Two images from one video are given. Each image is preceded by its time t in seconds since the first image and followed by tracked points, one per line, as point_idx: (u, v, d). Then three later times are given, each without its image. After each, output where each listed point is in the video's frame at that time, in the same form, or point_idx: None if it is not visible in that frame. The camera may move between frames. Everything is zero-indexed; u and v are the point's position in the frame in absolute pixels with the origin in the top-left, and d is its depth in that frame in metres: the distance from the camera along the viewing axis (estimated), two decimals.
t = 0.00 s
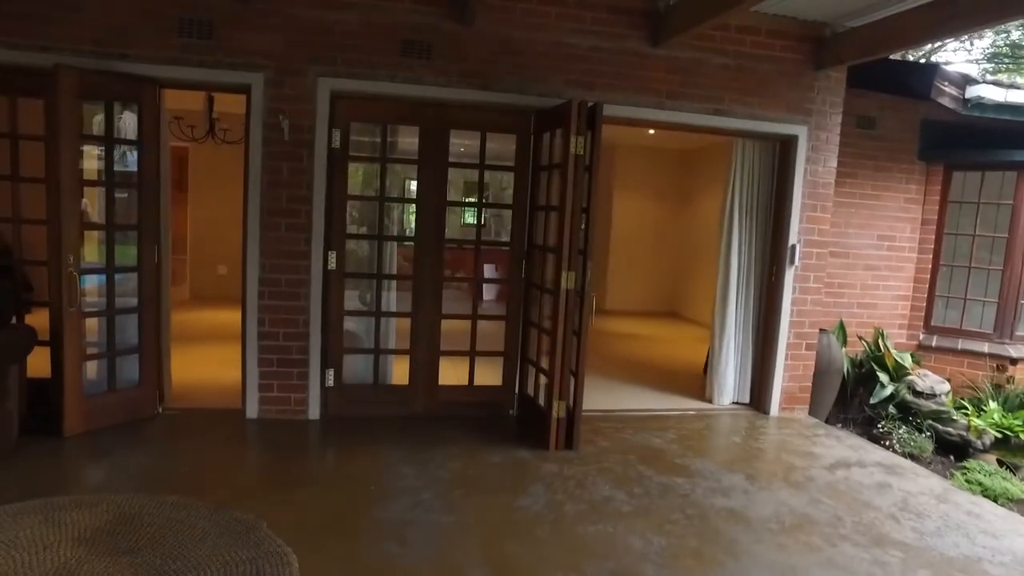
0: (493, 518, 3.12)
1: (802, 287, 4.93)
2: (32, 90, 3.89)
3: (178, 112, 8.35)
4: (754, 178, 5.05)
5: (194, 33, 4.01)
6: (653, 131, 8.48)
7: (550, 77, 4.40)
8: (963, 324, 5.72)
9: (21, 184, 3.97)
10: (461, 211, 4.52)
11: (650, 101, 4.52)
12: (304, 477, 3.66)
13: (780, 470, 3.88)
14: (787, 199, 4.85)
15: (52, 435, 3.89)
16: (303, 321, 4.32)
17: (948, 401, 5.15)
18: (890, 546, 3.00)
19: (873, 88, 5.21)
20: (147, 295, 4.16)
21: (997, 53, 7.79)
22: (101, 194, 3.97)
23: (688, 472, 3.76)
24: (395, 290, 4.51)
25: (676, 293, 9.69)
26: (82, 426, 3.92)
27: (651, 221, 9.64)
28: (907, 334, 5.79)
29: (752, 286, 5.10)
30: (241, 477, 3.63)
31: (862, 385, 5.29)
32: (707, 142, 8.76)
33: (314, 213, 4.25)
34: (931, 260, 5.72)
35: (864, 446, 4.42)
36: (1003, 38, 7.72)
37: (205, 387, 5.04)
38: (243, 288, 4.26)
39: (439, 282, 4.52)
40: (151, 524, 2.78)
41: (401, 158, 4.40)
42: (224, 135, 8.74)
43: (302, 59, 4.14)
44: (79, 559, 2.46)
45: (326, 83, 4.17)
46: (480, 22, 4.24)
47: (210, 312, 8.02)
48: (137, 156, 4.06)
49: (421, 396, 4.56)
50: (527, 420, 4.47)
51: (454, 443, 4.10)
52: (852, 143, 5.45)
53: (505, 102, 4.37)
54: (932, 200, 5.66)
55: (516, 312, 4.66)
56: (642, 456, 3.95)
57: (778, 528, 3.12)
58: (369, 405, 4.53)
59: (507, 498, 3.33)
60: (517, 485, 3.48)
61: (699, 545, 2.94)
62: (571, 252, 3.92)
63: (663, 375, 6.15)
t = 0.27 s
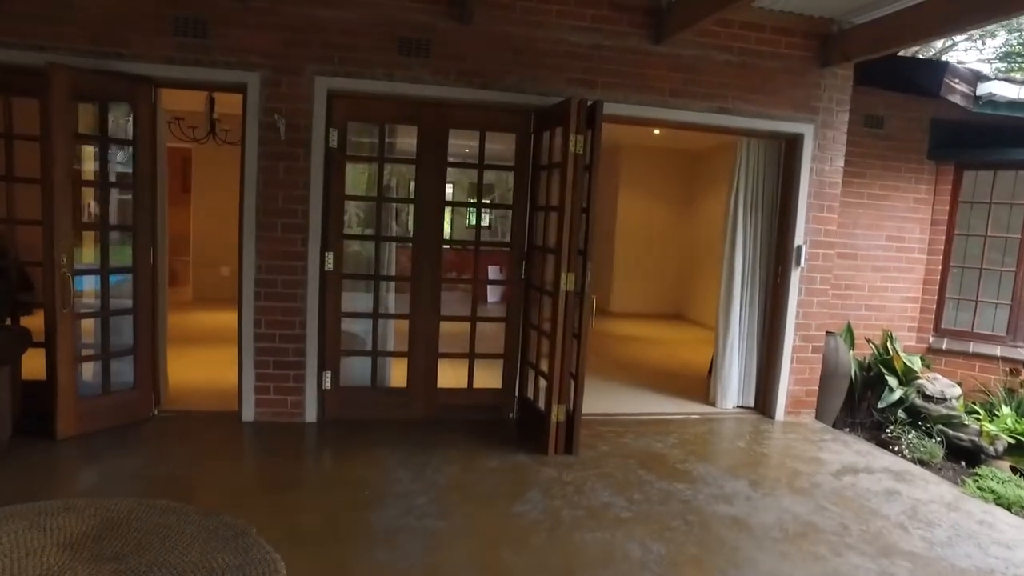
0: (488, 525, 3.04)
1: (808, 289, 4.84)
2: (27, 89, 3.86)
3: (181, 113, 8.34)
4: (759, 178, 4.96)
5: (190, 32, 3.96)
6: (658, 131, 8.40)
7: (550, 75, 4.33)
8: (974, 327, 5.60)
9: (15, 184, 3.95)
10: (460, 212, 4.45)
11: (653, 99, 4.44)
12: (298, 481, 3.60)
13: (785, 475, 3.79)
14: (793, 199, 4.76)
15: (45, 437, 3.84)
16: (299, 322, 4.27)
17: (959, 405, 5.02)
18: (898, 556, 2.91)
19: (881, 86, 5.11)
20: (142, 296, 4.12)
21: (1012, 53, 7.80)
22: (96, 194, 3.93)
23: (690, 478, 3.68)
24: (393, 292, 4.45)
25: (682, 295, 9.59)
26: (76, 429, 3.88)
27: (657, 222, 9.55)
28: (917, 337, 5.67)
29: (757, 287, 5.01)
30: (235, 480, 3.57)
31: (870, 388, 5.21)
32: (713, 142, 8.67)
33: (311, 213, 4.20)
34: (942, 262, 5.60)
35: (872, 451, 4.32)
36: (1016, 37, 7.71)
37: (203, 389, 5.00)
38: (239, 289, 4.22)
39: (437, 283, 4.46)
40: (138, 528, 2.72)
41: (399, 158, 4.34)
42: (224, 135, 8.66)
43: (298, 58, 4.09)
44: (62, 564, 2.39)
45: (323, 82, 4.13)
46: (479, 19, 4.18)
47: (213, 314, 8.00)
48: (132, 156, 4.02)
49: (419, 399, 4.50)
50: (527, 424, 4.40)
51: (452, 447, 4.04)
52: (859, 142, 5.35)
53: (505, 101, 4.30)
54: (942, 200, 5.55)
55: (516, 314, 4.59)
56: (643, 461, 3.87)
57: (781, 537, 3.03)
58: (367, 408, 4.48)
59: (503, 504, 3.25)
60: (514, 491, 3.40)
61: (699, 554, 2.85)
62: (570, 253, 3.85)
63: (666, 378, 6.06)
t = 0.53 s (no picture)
0: (482, 532, 2.96)
1: (812, 290, 4.74)
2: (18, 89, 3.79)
3: (179, 113, 8.30)
4: (763, 176, 4.86)
5: (185, 29, 3.88)
6: (662, 130, 8.31)
7: (549, 72, 4.24)
8: (984, 329, 5.48)
9: (6, 183, 3.85)
10: (457, 211, 4.38)
11: (654, 97, 4.36)
12: (289, 485, 3.52)
13: (789, 481, 3.69)
14: (798, 198, 4.67)
15: (34, 439, 3.78)
16: (294, 323, 4.21)
17: (969, 409, 4.93)
18: (906, 566, 2.81)
19: (888, 82, 5.01)
20: (135, 297, 4.05)
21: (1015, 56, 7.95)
22: (88, 193, 3.86)
23: (691, 483, 3.59)
24: (390, 292, 4.37)
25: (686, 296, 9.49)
26: (66, 432, 3.81)
27: (660, 223, 9.45)
28: (925, 339, 5.57)
29: (760, 288, 4.91)
30: (225, 483, 3.50)
31: (877, 391, 5.11)
32: (717, 141, 8.58)
33: (305, 213, 4.13)
34: (950, 262, 5.49)
35: (878, 456, 4.22)
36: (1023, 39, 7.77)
37: (198, 391, 4.95)
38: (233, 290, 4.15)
39: (434, 284, 4.38)
40: (120, 534, 2.65)
41: (395, 157, 4.27)
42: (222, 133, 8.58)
43: (292, 54, 4.02)
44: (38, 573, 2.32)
45: (317, 79, 4.04)
46: (476, 15, 4.10)
47: (213, 315, 7.96)
48: (124, 154, 3.95)
49: (416, 402, 4.43)
50: (525, 427, 4.31)
51: (448, 451, 3.96)
52: (865, 140, 5.25)
53: (503, 98, 4.22)
54: (951, 199, 5.44)
55: (515, 315, 4.50)
56: (643, 466, 3.79)
57: (784, 545, 2.94)
58: (362, 410, 4.41)
59: (499, 510, 3.17)
60: (510, 496, 3.32)
61: (700, 562, 2.76)
62: (569, 253, 3.76)
63: (668, 380, 5.97)
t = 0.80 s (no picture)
0: (472, 544, 2.85)
1: (817, 292, 4.62)
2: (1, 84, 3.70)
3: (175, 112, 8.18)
4: (766, 175, 4.74)
5: (174, 25, 3.79)
6: (664, 130, 8.19)
7: (546, 69, 4.14)
8: (993, 332, 5.34)
9: None
10: (452, 211, 4.27)
11: (654, 94, 4.25)
12: (276, 493, 3.42)
13: (792, 490, 3.57)
14: (801, 198, 4.55)
15: (17, 445, 3.69)
16: (284, 326, 4.11)
17: (978, 414, 4.82)
18: None
19: (895, 80, 4.90)
20: (121, 299, 3.96)
21: None
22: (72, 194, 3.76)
23: (691, 492, 3.47)
24: (383, 295, 4.27)
25: (689, 298, 9.37)
26: (49, 438, 3.72)
27: (663, 224, 9.33)
28: (932, 342, 5.44)
29: (763, 290, 4.80)
30: (210, 491, 3.40)
31: (883, 396, 4.98)
32: (720, 141, 8.45)
33: (296, 213, 4.03)
34: (959, 263, 5.36)
35: (885, 464, 4.09)
36: None
37: (188, 394, 4.85)
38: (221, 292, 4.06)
39: (427, 286, 4.27)
40: (94, 547, 2.55)
41: (388, 156, 4.16)
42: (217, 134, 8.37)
43: (282, 51, 3.93)
44: None
45: (308, 76, 3.95)
46: (470, 10, 4.00)
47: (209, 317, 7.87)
48: (110, 153, 3.86)
49: (409, 406, 4.32)
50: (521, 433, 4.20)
51: (440, 457, 3.85)
52: (871, 139, 5.13)
53: (498, 95, 4.12)
54: (959, 199, 5.31)
55: (511, 318, 4.39)
56: (641, 474, 3.67)
57: (786, 559, 2.82)
58: (354, 415, 4.30)
59: (490, 521, 3.06)
60: (502, 506, 3.21)
61: None
62: (565, 254, 3.65)
63: (669, 384, 5.85)
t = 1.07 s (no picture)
0: (462, 556, 2.75)
1: (820, 294, 4.51)
2: None
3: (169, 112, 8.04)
4: (767, 174, 4.64)
5: (159, 20, 3.70)
6: (665, 130, 8.09)
7: (542, 66, 4.04)
8: (1001, 335, 5.23)
9: None
10: (446, 212, 4.17)
11: (653, 91, 4.14)
12: (262, 500, 3.32)
13: (794, 498, 3.46)
14: (804, 197, 4.44)
15: None
16: (273, 329, 4.02)
17: (985, 420, 4.71)
18: None
19: (900, 77, 4.79)
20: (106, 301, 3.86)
21: None
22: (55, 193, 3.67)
23: (690, 501, 3.37)
24: (375, 296, 4.17)
25: (690, 300, 9.27)
26: (31, 443, 3.63)
27: (664, 225, 9.22)
28: (937, 346, 5.33)
29: (764, 292, 4.69)
30: (195, 498, 3.31)
31: (888, 401, 4.88)
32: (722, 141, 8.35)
33: (286, 213, 3.94)
34: (965, 265, 5.25)
35: (890, 471, 3.98)
36: None
37: (178, 398, 4.75)
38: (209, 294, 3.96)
39: (420, 288, 4.17)
40: (67, 559, 2.46)
41: (380, 155, 4.07)
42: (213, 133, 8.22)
43: (271, 47, 3.84)
44: None
45: (297, 73, 3.86)
46: (464, 5, 3.91)
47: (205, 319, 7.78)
48: (94, 152, 3.76)
49: (402, 412, 4.22)
50: (516, 439, 4.10)
51: (433, 464, 3.75)
52: (876, 138, 5.03)
53: (492, 93, 4.02)
54: (965, 200, 5.20)
55: (506, 321, 4.29)
56: (639, 481, 3.57)
57: (788, 572, 2.71)
58: (346, 420, 4.20)
59: (481, 531, 2.96)
60: (494, 515, 3.11)
61: None
62: (560, 255, 3.55)
63: (669, 388, 5.74)
